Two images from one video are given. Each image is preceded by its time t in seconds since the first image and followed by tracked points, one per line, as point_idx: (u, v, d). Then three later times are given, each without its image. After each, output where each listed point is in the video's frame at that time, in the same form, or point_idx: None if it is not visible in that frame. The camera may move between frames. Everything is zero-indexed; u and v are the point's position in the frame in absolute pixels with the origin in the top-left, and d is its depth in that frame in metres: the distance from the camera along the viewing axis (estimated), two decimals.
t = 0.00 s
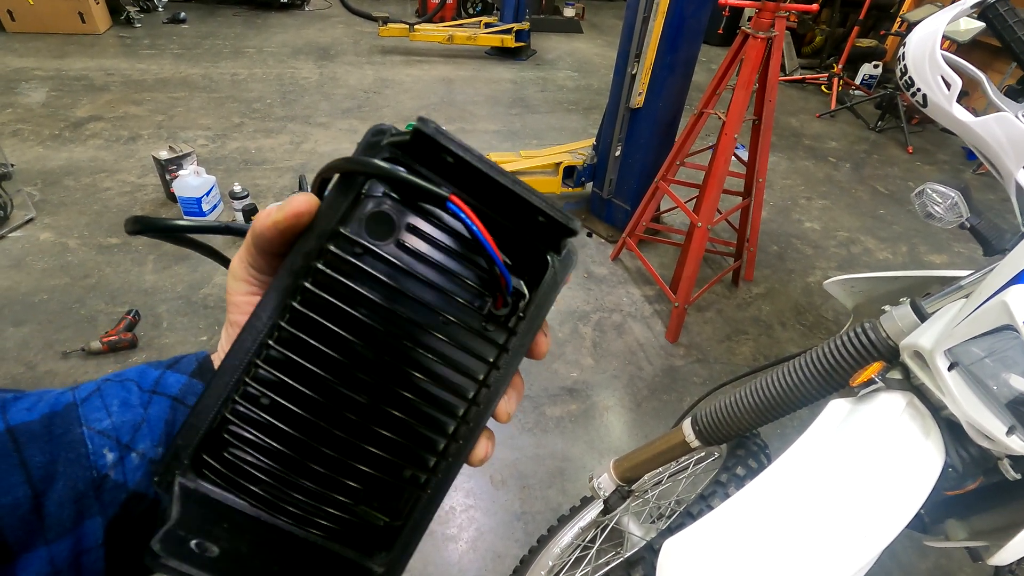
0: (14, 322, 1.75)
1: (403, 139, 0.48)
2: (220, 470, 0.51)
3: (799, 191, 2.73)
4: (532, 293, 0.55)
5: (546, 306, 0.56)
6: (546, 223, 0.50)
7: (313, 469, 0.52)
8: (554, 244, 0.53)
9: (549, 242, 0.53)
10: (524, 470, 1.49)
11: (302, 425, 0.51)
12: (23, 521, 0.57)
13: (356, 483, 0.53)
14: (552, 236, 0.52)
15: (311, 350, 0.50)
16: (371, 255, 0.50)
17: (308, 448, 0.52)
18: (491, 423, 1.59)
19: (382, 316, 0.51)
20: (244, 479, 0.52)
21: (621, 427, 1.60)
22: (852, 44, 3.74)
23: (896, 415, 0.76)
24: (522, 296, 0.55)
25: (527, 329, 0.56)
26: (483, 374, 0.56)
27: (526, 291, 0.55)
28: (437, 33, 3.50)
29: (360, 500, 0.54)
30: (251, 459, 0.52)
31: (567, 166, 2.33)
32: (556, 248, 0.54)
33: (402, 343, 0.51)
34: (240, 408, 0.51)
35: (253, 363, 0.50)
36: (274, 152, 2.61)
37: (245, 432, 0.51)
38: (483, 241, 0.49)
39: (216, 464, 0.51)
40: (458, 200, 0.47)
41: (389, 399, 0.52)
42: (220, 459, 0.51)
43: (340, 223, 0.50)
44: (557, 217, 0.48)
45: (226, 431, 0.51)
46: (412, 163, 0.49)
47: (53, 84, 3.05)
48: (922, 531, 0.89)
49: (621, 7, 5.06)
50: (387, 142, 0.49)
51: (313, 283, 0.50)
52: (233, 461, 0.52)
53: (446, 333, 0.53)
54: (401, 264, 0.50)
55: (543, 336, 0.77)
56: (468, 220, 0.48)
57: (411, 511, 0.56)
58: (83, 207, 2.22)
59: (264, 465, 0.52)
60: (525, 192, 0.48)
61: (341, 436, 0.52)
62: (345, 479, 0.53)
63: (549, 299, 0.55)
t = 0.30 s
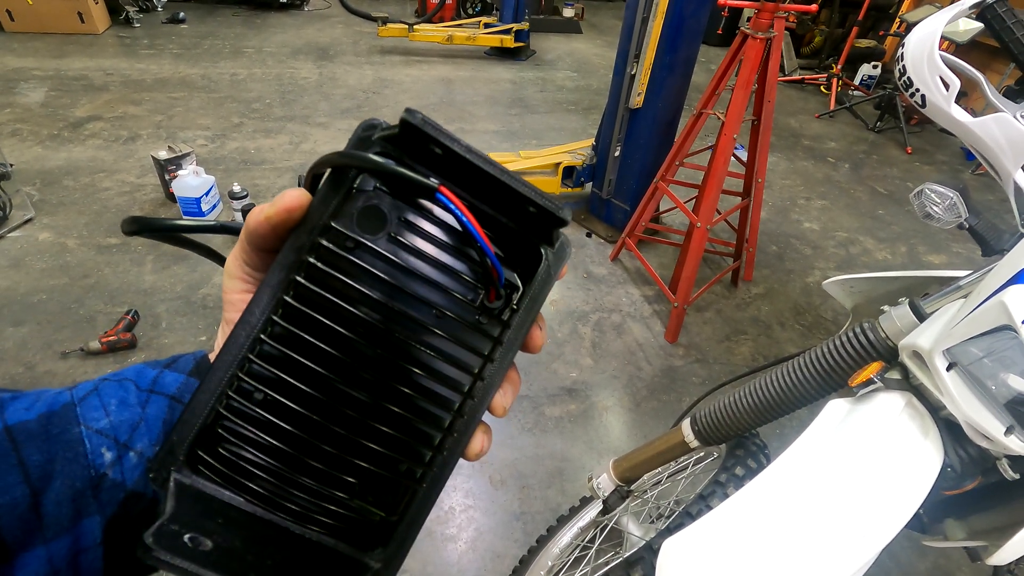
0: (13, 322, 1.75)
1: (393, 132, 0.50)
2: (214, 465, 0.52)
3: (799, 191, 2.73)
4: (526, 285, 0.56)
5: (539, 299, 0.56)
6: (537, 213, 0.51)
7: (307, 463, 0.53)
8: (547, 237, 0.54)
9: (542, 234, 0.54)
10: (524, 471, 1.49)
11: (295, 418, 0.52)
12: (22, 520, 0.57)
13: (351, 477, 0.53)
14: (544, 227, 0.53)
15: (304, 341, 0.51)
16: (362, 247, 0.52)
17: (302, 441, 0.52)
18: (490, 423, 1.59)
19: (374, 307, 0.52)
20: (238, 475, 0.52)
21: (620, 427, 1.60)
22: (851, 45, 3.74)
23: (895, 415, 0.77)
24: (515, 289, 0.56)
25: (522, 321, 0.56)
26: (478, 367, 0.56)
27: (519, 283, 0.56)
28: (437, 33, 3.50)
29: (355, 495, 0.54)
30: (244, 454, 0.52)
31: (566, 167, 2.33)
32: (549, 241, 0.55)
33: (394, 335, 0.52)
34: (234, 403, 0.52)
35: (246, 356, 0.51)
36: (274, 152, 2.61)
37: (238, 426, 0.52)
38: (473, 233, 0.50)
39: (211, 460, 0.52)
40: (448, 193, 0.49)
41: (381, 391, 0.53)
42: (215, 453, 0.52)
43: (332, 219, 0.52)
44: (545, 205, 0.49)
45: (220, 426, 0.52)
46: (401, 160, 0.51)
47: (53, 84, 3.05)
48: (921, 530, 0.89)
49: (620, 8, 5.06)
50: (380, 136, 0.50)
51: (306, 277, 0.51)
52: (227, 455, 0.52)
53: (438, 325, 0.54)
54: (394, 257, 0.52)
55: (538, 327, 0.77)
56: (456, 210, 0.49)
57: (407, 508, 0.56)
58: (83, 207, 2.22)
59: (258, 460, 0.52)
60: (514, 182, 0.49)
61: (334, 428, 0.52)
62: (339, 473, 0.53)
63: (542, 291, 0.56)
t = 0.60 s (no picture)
0: (13, 321, 1.75)
1: (394, 127, 0.51)
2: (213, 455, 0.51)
3: (798, 191, 2.73)
4: (526, 280, 0.57)
5: (539, 294, 0.57)
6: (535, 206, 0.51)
7: (306, 453, 0.53)
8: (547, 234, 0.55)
9: (541, 230, 0.55)
10: (524, 470, 1.49)
11: (297, 407, 0.53)
12: (24, 516, 0.57)
13: (351, 469, 0.54)
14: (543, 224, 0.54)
15: (305, 331, 0.52)
16: (364, 239, 0.53)
17: (303, 433, 0.53)
18: (490, 422, 1.59)
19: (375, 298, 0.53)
20: (237, 465, 0.52)
21: (620, 427, 1.60)
22: (850, 44, 3.74)
23: (895, 415, 0.77)
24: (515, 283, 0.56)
25: (521, 315, 0.56)
26: (478, 359, 0.56)
27: (518, 277, 0.57)
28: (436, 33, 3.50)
29: (354, 486, 0.55)
30: (245, 444, 0.52)
31: (566, 166, 2.33)
32: (548, 236, 0.55)
33: (394, 326, 0.53)
34: (236, 394, 0.52)
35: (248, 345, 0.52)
36: (274, 152, 2.61)
37: (238, 415, 0.52)
38: (474, 225, 0.51)
39: (211, 451, 0.51)
40: (448, 183, 0.50)
41: (383, 381, 0.54)
42: (214, 443, 0.52)
43: (335, 211, 0.53)
44: (544, 195, 0.49)
45: (221, 417, 0.52)
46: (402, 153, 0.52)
47: (52, 84, 3.05)
48: (920, 530, 0.89)
49: (620, 7, 5.06)
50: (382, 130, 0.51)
51: (308, 266, 0.52)
52: (227, 445, 0.52)
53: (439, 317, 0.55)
54: (395, 249, 0.53)
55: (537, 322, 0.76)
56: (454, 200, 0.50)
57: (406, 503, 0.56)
58: (82, 207, 2.22)
59: (261, 452, 0.52)
60: (514, 172, 0.49)
61: (335, 418, 0.53)
62: (340, 464, 0.54)
63: (543, 286, 0.57)
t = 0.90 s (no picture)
0: (12, 321, 1.75)
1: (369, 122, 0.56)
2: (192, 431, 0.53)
3: (797, 191, 2.73)
4: (505, 265, 0.57)
5: (518, 277, 0.56)
6: (503, 179, 0.52)
7: (281, 430, 0.54)
8: (525, 218, 0.55)
9: (520, 214, 0.55)
10: (523, 470, 1.49)
11: (274, 384, 0.54)
12: (34, 514, 0.62)
13: (327, 449, 0.54)
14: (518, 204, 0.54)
15: (283, 307, 0.55)
16: (342, 224, 0.56)
17: (279, 409, 0.54)
18: (490, 422, 1.60)
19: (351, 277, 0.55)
20: (217, 442, 0.54)
21: (619, 426, 1.60)
22: (848, 45, 3.75)
23: (892, 413, 0.77)
24: (494, 265, 0.57)
25: (500, 297, 0.56)
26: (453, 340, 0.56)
27: (496, 260, 0.57)
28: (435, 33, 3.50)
29: (329, 469, 0.54)
30: (225, 421, 0.54)
31: (564, 166, 2.33)
32: (527, 220, 0.56)
33: (368, 302, 0.55)
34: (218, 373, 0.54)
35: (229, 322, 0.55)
36: (272, 152, 2.60)
37: (218, 392, 0.54)
38: (435, 193, 0.53)
39: (193, 430, 0.53)
40: (413, 161, 0.52)
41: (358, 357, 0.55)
42: (193, 420, 0.54)
43: (316, 198, 0.57)
44: (499, 160, 0.50)
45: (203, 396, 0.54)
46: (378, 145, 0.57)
47: (50, 83, 3.04)
48: (918, 528, 0.89)
49: (619, 8, 5.06)
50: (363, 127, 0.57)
51: (290, 247, 0.56)
52: (206, 422, 0.54)
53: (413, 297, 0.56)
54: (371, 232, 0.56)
55: (522, 305, 0.70)
56: (421, 175, 0.52)
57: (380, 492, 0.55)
58: (80, 207, 2.22)
59: (239, 430, 0.54)
60: (471, 142, 0.50)
61: (308, 394, 0.54)
62: (314, 443, 0.54)
63: (522, 267, 0.57)
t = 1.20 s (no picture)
0: (11, 321, 1.75)
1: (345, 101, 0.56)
2: (175, 414, 0.54)
3: (796, 191, 2.73)
4: (485, 244, 0.58)
5: (498, 255, 0.58)
6: (475, 150, 0.52)
7: (261, 412, 0.54)
8: (508, 194, 0.57)
9: (502, 189, 0.56)
10: (523, 470, 1.49)
11: (254, 366, 0.55)
12: (31, 506, 0.63)
13: (305, 432, 0.55)
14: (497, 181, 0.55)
15: (261, 290, 0.55)
16: (320, 207, 0.56)
17: (257, 391, 0.54)
18: (489, 422, 1.60)
19: (329, 259, 0.55)
20: (200, 425, 0.55)
21: (618, 426, 1.60)
22: (848, 45, 3.75)
23: (891, 413, 0.77)
24: (475, 244, 0.58)
25: (480, 275, 0.58)
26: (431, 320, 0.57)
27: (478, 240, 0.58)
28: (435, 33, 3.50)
29: (309, 455, 0.55)
30: (207, 404, 0.55)
31: (564, 166, 2.33)
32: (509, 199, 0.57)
33: (345, 283, 0.55)
34: (199, 357, 0.55)
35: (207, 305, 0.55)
36: (272, 152, 2.60)
37: (199, 375, 0.55)
38: (412, 174, 0.54)
39: (175, 414, 0.55)
40: (383, 135, 0.52)
41: (337, 339, 0.55)
42: (176, 404, 0.55)
43: (295, 180, 0.57)
44: (469, 127, 0.50)
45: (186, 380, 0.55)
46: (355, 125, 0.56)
47: (49, 83, 3.04)
48: (918, 528, 0.89)
49: (618, 8, 5.06)
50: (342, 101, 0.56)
51: (267, 229, 0.56)
52: (189, 405, 0.55)
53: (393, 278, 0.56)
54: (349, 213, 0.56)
55: (504, 287, 0.71)
56: (389, 148, 0.53)
57: (361, 471, 0.56)
58: (80, 207, 2.22)
59: (221, 414, 0.55)
60: (443, 114, 0.51)
61: (287, 376, 0.54)
62: (293, 426, 0.55)
63: (502, 244, 0.58)
